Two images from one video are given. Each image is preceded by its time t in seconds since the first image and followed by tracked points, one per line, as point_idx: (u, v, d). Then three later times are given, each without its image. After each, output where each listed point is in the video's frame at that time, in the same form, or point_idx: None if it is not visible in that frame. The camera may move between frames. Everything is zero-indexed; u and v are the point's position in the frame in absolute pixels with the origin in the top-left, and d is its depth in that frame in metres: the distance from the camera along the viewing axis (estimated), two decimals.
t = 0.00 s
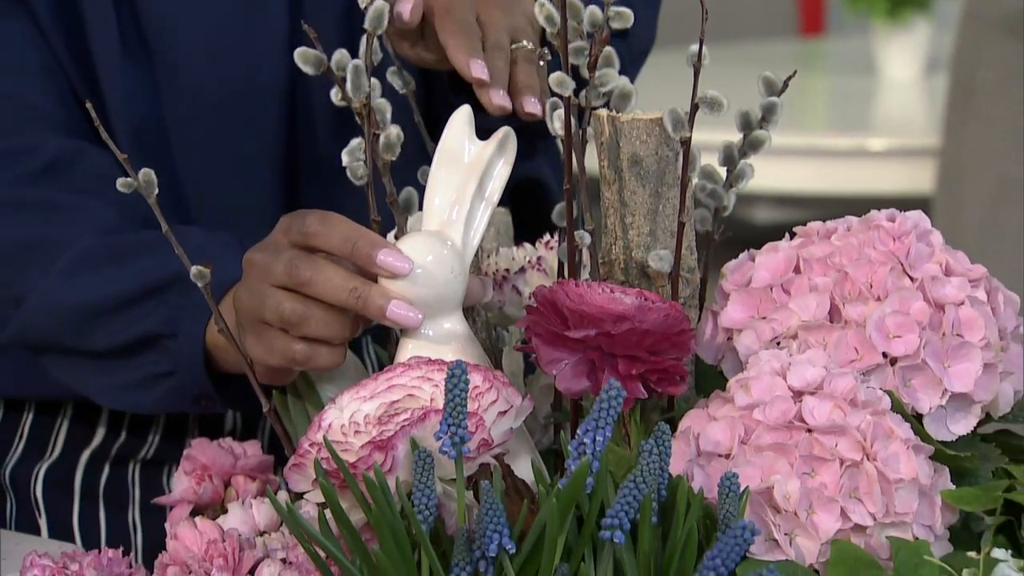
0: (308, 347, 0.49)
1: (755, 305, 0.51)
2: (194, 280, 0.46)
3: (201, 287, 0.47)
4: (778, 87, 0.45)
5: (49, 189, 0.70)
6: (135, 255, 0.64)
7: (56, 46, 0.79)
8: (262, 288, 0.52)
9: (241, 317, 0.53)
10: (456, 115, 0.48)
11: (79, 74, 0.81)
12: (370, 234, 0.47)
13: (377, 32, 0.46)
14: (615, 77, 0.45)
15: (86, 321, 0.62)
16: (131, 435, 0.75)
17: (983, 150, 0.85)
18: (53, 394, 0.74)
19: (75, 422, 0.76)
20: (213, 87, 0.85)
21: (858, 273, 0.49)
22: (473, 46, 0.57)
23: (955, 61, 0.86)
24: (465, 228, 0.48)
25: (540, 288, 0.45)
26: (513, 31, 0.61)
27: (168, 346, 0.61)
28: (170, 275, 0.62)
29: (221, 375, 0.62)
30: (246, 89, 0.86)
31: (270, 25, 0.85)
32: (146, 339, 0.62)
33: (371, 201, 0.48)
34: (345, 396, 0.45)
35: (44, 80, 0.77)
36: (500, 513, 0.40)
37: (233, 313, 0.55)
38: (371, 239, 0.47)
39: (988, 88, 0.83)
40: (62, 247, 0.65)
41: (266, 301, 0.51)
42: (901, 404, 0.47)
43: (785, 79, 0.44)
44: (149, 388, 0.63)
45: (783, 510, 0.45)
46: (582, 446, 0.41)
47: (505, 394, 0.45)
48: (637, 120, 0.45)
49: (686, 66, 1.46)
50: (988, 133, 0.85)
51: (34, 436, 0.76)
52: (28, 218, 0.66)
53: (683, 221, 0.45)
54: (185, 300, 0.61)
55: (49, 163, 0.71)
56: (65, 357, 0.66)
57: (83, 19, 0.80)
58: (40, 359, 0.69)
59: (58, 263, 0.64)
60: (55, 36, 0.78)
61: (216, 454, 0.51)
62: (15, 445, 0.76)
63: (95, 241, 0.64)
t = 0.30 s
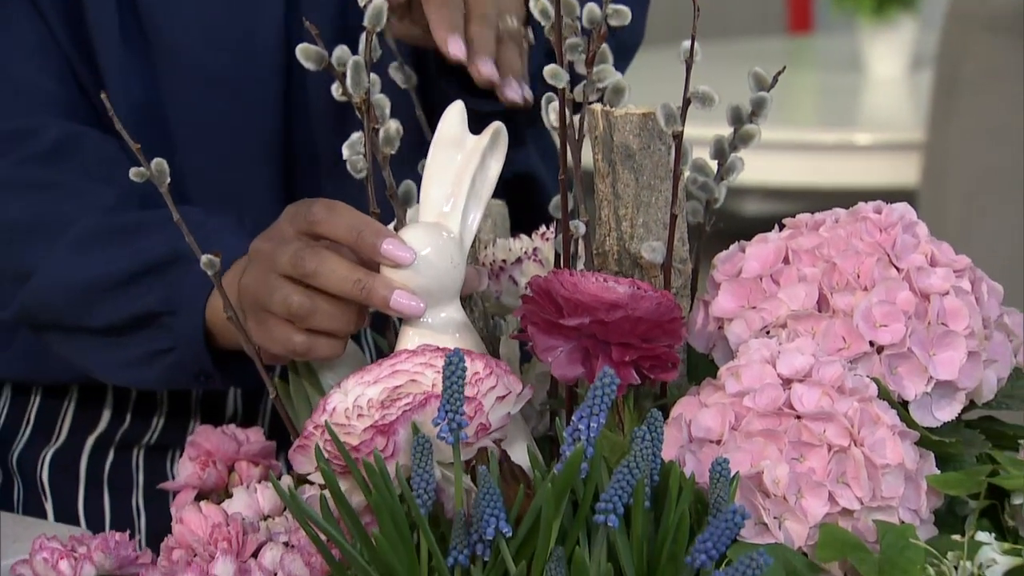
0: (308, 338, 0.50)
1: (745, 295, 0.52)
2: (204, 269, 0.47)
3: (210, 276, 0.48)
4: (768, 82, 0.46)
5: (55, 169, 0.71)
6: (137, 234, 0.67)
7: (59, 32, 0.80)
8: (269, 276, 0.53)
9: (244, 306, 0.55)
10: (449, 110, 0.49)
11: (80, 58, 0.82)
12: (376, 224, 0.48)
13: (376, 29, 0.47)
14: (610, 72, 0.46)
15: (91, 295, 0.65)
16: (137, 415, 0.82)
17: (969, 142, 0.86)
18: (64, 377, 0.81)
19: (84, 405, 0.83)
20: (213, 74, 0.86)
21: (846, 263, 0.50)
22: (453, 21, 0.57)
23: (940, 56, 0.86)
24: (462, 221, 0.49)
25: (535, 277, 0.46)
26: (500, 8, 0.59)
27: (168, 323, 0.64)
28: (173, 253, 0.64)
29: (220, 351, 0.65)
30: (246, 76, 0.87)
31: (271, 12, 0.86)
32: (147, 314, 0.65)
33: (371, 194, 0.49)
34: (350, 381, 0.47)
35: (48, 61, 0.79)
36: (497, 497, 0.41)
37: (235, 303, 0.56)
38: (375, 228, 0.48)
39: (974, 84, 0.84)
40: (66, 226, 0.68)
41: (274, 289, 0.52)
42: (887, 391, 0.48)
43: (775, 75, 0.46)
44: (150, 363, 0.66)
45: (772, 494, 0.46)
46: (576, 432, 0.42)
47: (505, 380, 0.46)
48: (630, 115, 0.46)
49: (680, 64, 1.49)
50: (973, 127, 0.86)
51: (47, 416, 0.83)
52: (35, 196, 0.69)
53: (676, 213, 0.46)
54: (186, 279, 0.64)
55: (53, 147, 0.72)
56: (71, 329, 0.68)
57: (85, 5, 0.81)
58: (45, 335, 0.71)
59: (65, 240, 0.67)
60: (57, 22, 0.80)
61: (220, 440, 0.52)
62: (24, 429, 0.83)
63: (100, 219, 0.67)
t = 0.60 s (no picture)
0: (315, 329, 0.54)
1: (726, 286, 0.56)
2: (222, 264, 0.51)
3: (226, 270, 0.51)
4: (748, 88, 0.49)
5: (77, 162, 0.76)
6: (154, 223, 0.70)
7: (81, 28, 0.84)
8: (280, 267, 0.56)
9: (258, 296, 0.58)
10: (443, 117, 0.53)
11: (103, 56, 0.86)
12: (379, 219, 0.52)
13: (377, 39, 0.50)
14: (601, 79, 0.49)
15: (113, 280, 0.69)
16: (160, 398, 0.87)
17: (927, 145, 0.90)
18: (90, 361, 0.86)
19: (108, 388, 0.87)
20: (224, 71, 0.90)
21: (819, 256, 0.54)
22: None
23: (905, 60, 0.89)
24: (459, 218, 0.52)
25: (530, 270, 0.50)
26: None
27: (183, 306, 0.67)
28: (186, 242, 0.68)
29: (230, 332, 0.68)
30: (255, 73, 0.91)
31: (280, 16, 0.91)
32: (164, 298, 0.68)
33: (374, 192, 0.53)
34: (359, 365, 0.50)
35: (71, 61, 0.84)
36: (496, 474, 0.45)
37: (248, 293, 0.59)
38: (379, 223, 0.51)
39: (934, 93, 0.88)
40: (89, 214, 0.73)
41: (285, 278, 0.56)
42: (858, 375, 0.52)
43: (754, 81, 0.49)
44: (165, 344, 0.70)
45: (751, 470, 0.50)
46: (570, 413, 0.46)
47: (503, 364, 0.50)
48: (619, 119, 0.50)
49: (665, 83, 1.55)
50: (931, 132, 0.90)
51: (73, 397, 0.87)
52: (59, 188, 0.74)
53: (661, 210, 0.50)
54: (198, 266, 0.67)
55: (79, 143, 0.77)
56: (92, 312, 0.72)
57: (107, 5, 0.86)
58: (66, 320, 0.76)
59: (88, 228, 0.72)
60: (82, 21, 0.84)
61: (238, 420, 0.57)
62: (53, 410, 0.87)
63: (119, 212, 0.71)
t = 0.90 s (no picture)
0: (324, 314, 0.57)
1: (713, 275, 0.59)
2: (237, 253, 0.54)
3: (240, 258, 0.54)
4: (733, 87, 0.52)
5: (102, 158, 0.85)
6: (172, 212, 0.77)
7: (101, 28, 0.92)
8: (293, 256, 0.60)
9: (270, 284, 0.61)
10: (444, 114, 0.56)
11: (121, 54, 0.94)
12: (384, 213, 0.55)
13: (379, 41, 0.53)
14: (594, 78, 0.53)
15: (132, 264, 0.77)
16: (179, 379, 0.97)
17: (900, 145, 1.04)
18: (110, 345, 0.96)
19: (129, 370, 0.98)
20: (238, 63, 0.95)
21: (801, 246, 0.57)
22: None
23: (879, 65, 1.02)
24: (459, 210, 0.55)
25: (527, 260, 0.53)
26: None
27: (196, 291, 0.74)
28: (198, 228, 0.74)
29: (242, 316, 0.74)
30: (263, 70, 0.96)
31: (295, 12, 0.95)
32: (178, 283, 0.76)
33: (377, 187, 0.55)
34: (366, 348, 0.53)
35: (92, 61, 0.92)
36: (495, 452, 0.48)
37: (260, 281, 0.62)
38: (384, 217, 0.55)
39: (907, 95, 1.01)
40: (110, 206, 0.82)
41: (298, 266, 0.59)
42: (836, 358, 0.55)
43: (738, 81, 0.52)
44: (178, 327, 0.78)
45: (736, 448, 0.53)
46: (565, 394, 0.49)
47: (502, 348, 0.53)
48: (612, 116, 0.53)
49: (654, 85, 1.64)
50: (903, 133, 1.03)
51: (97, 378, 0.99)
52: (85, 181, 0.84)
53: (652, 203, 0.53)
54: (211, 253, 0.74)
55: (99, 140, 0.86)
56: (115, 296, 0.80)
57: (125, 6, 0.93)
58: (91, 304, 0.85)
59: (108, 220, 0.80)
60: (101, 21, 0.92)
61: (252, 401, 0.60)
62: (78, 391, 0.99)
63: (139, 203, 0.79)
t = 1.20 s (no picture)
0: (332, 300, 0.60)
1: (702, 261, 0.62)
2: (250, 240, 0.57)
3: (252, 245, 0.57)
4: (721, 82, 0.55)
5: (120, 151, 0.90)
6: (187, 200, 0.83)
7: (119, 27, 0.98)
8: (302, 244, 0.63)
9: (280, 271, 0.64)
10: (444, 108, 0.58)
11: (141, 53, 1.00)
12: (388, 202, 0.57)
13: (381, 38, 0.56)
14: (589, 74, 0.56)
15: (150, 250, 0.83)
16: (197, 361, 1.01)
17: (883, 143, 1.01)
18: (131, 328, 1.00)
19: (150, 351, 1.02)
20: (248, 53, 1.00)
21: (786, 233, 0.60)
22: None
23: (857, 61, 0.99)
24: (461, 199, 0.58)
25: (525, 246, 0.56)
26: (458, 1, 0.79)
27: (209, 276, 0.80)
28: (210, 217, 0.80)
29: (250, 300, 0.80)
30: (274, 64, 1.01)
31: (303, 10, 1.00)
32: (191, 269, 0.82)
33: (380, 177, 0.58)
34: (372, 330, 0.56)
35: (111, 58, 0.98)
36: (495, 429, 0.51)
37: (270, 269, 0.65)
38: (388, 206, 0.57)
39: (888, 91, 0.98)
40: (126, 194, 0.87)
41: (307, 256, 0.62)
42: (819, 339, 0.58)
43: (727, 76, 0.54)
44: (192, 310, 0.84)
45: (724, 425, 0.57)
46: (561, 373, 0.52)
47: (502, 330, 0.56)
48: (607, 109, 0.56)
49: (644, 80, 1.69)
50: (886, 131, 1.00)
51: (119, 359, 1.03)
52: (102, 172, 0.89)
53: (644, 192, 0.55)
54: (222, 241, 0.79)
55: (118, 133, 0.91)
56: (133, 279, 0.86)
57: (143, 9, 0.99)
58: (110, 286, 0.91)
59: (125, 208, 0.86)
60: (119, 21, 0.98)
61: (264, 380, 0.63)
62: (101, 371, 1.02)
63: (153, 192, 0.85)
